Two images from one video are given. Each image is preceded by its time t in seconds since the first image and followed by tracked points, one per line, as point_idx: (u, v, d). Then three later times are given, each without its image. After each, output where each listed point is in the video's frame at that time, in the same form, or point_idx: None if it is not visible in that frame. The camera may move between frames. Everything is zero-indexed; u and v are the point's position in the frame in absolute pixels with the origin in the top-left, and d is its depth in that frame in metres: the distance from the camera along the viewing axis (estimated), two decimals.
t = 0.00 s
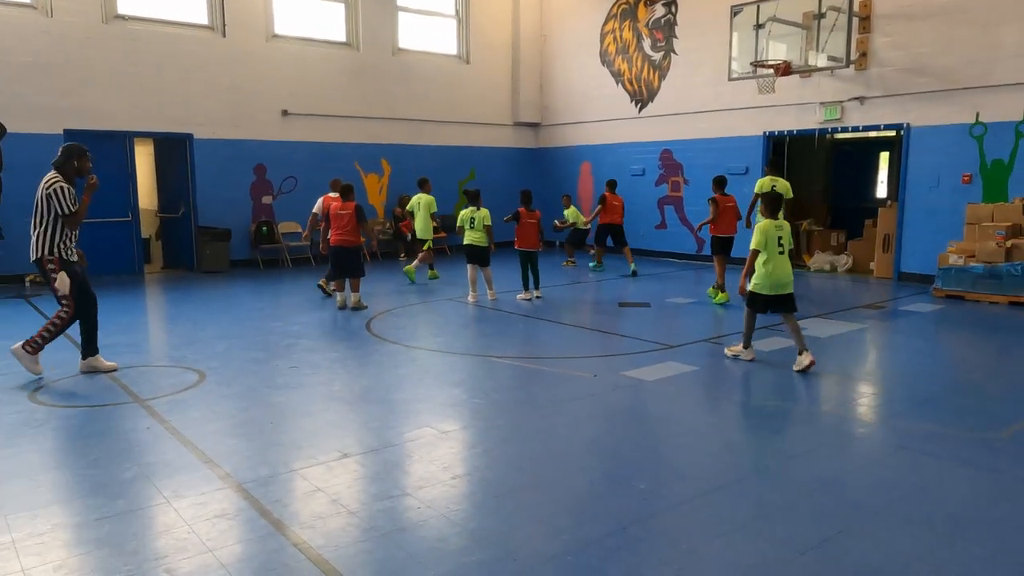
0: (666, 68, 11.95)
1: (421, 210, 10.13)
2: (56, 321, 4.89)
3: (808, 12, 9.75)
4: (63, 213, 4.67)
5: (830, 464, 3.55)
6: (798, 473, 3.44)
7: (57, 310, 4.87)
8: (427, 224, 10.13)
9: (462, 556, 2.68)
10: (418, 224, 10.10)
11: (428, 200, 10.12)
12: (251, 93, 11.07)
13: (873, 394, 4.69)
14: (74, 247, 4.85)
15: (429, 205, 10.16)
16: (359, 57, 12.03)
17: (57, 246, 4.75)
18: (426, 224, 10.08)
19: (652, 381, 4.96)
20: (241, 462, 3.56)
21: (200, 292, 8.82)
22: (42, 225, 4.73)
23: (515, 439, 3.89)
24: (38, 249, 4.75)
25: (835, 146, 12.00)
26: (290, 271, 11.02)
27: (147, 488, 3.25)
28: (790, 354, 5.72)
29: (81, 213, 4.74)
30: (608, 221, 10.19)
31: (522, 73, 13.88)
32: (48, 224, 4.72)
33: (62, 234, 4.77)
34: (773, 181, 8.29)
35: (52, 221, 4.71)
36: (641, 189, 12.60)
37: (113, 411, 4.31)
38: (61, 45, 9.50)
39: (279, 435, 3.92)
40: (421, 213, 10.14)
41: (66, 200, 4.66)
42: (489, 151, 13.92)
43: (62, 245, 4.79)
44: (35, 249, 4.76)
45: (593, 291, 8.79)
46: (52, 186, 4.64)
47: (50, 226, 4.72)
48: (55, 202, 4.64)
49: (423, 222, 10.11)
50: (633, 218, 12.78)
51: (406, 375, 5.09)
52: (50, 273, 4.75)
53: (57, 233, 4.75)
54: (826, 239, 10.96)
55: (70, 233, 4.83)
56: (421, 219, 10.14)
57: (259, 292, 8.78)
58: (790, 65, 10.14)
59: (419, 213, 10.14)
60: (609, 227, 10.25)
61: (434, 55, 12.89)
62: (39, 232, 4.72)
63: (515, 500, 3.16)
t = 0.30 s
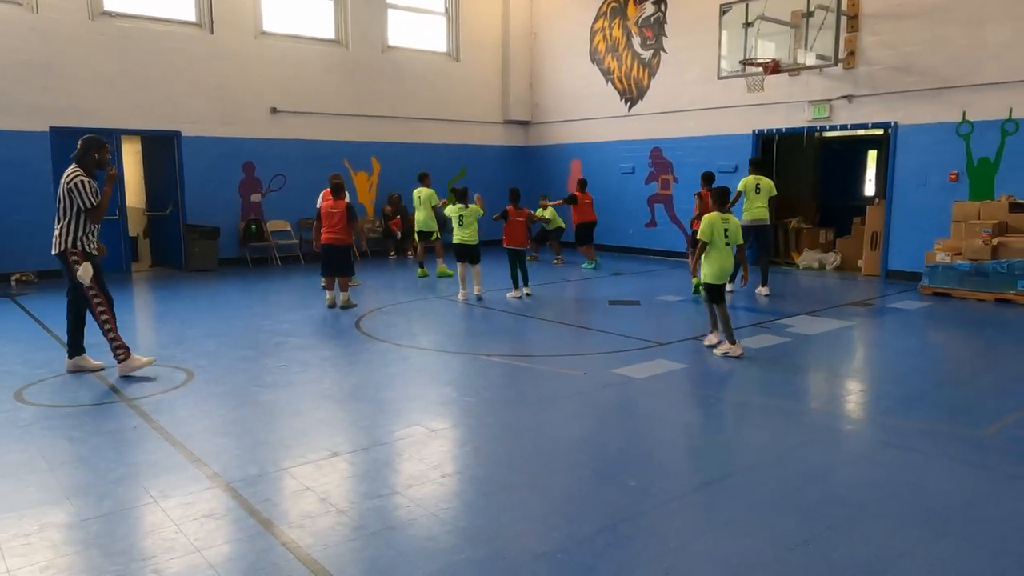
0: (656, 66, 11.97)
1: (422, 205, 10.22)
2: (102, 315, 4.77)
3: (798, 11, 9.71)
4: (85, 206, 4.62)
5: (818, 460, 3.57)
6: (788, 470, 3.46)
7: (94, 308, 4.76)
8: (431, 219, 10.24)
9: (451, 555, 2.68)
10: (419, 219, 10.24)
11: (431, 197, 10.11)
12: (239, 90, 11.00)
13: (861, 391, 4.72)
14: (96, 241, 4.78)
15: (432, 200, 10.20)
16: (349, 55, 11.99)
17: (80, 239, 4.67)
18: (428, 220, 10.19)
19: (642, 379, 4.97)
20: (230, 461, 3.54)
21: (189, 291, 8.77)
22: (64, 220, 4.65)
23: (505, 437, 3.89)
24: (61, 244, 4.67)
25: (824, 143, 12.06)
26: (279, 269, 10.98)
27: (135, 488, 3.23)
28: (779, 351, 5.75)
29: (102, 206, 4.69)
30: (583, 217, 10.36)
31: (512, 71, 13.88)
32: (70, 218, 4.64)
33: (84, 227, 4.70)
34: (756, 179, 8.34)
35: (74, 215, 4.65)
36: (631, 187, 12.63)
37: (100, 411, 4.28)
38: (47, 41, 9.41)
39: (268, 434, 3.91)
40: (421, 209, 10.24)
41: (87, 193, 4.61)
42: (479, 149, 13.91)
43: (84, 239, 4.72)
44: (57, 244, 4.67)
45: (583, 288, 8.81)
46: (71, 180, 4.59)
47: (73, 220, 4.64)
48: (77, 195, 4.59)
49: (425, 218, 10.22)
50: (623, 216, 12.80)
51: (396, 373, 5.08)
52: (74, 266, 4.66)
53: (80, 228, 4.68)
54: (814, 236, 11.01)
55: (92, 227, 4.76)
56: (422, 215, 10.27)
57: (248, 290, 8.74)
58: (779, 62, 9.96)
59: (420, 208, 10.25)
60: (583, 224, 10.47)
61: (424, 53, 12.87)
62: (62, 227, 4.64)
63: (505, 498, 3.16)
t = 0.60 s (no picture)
0: (646, 64, 11.98)
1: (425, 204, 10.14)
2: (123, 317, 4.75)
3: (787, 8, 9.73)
4: (114, 207, 4.56)
5: (807, 456, 3.59)
6: (777, 467, 3.48)
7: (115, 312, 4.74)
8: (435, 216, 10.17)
9: (442, 553, 2.68)
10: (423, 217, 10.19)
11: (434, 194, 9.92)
12: (228, 88, 10.95)
13: (850, 388, 4.75)
14: (125, 241, 4.73)
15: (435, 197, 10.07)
16: (339, 53, 11.96)
17: (108, 240, 4.62)
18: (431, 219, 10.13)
19: (633, 376, 4.98)
20: (219, 460, 3.53)
21: (178, 289, 8.73)
22: (92, 220, 4.59)
23: (495, 435, 3.90)
24: (89, 244, 4.63)
25: (813, 142, 12.27)
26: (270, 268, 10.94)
27: (124, 487, 3.21)
28: (769, 349, 5.77)
29: (131, 206, 4.62)
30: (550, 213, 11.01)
31: (503, 69, 13.87)
32: (98, 219, 4.58)
33: (113, 228, 4.64)
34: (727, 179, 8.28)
35: (103, 216, 4.59)
36: (622, 184, 12.65)
37: (88, 410, 4.25)
38: (33, 37, 9.33)
39: (257, 433, 3.89)
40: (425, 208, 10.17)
41: (116, 195, 4.54)
42: (470, 146, 13.89)
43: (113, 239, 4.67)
44: (86, 244, 4.64)
45: (574, 286, 8.82)
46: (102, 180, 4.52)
47: (102, 221, 4.58)
48: (105, 196, 4.52)
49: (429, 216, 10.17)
50: (613, 213, 12.83)
51: (386, 372, 5.07)
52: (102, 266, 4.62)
53: (108, 228, 4.63)
54: (803, 233, 11.07)
55: (120, 227, 4.70)
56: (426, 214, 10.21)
57: (237, 289, 8.70)
58: (768, 61, 9.97)
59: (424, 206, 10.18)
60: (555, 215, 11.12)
61: (414, 50, 12.84)
62: (90, 227, 4.59)
63: (495, 496, 3.16)
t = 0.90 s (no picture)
0: (636, 62, 11.99)
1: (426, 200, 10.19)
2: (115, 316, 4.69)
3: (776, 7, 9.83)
4: (136, 203, 4.54)
5: (797, 453, 3.62)
6: (767, 463, 3.49)
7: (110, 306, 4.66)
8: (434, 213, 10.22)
9: (432, 551, 2.68)
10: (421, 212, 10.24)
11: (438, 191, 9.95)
12: (216, 85, 10.88)
13: (839, 384, 4.78)
14: (144, 240, 4.67)
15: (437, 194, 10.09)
16: (328, 50, 11.91)
17: (126, 237, 4.57)
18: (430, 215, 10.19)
19: (624, 374, 4.99)
20: (208, 459, 3.51)
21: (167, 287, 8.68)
22: (112, 217, 4.56)
23: (486, 433, 3.89)
24: (107, 240, 4.59)
25: (802, 140, 12.30)
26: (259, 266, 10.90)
27: (112, 487, 3.19)
28: (759, 346, 5.80)
29: (152, 205, 4.59)
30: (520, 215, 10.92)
31: (493, 67, 13.85)
32: (119, 215, 4.55)
33: (133, 225, 4.60)
34: (694, 174, 8.63)
35: (123, 211, 4.56)
36: (612, 182, 12.67)
37: (75, 410, 4.22)
38: (19, 34, 9.24)
39: (247, 432, 3.88)
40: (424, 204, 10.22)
41: (138, 191, 4.52)
42: (460, 144, 13.87)
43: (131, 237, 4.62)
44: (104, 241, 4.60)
45: (564, 284, 8.83)
46: (124, 175, 4.52)
47: (122, 217, 4.55)
48: (128, 192, 4.50)
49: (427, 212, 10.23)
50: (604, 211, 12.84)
51: (376, 370, 5.06)
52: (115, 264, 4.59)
53: (128, 225, 4.59)
54: (793, 231, 11.11)
55: (140, 225, 4.65)
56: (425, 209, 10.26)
57: (226, 287, 8.65)
58: (758, 59, 10.10)
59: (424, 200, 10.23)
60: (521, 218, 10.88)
61: (404, 47, 12.81)
62: (110, 223, 4.55)
63: (486, 494, 3.16)
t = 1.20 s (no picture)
0: (628, 61, 12.00)
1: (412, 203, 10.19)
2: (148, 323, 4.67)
3: (766, 6, 10.03)
4: (166, 203, 4.42)
5: (789, 451, 3.62)
6: (759, 461, 3.50)
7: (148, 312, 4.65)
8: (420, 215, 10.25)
9: (424, 550, 2.67)
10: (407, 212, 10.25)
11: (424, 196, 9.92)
12: (207, 84, 10.82)
13: (830, 383, 4.79)
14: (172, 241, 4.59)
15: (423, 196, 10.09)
16: (319, 48, 11.87)
17: (155, 238, 4.50)
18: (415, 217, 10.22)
19: (616, 373, 4.99)
20: (199, 460, 3.49)
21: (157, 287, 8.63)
22: (143, 216, 4.47)
23: (479, 432, 3.89)
24: (136, 240, 4.50)
25: (794, 139, 12.29)
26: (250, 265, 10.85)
27: (102, 488, 3.16)
28: (750, 344, 5.81)
29: (183, 205, 4.48)
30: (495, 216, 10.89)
31: (484, 65, 13.84)
32: (150, 215, 4.47)
33: (163, 226, 4.51)
34: (671, 179, 8.73)
35: (154, 211, 4.47)
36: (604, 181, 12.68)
37: (64, 410, 4.19)
38: (6, 31, 9.15)
39: (238, 432, 3.86)
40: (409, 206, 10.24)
41: (170, 191, 4.40)
42: (451, 143, 13.84)
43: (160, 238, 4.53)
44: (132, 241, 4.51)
45: (555, 283, 8.82)
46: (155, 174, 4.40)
47: (152, 217, 4.47)
48: (159, 191, 4.38)
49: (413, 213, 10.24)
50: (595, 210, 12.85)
51: (367, 369, 5.04)
52: (144, 266, 4.51)
53: (158, 226, 4.50)
54: (784, 230, 11.14)
55: (170, 226, 4.57)
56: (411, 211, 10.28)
57: (217, 287, 8.61)
58: (750, 58, 10.19)
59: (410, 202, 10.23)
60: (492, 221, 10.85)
61: (396, 46, 12.78)
62: (140, 223, 4.46)
63: (478, 493, 3.16)
